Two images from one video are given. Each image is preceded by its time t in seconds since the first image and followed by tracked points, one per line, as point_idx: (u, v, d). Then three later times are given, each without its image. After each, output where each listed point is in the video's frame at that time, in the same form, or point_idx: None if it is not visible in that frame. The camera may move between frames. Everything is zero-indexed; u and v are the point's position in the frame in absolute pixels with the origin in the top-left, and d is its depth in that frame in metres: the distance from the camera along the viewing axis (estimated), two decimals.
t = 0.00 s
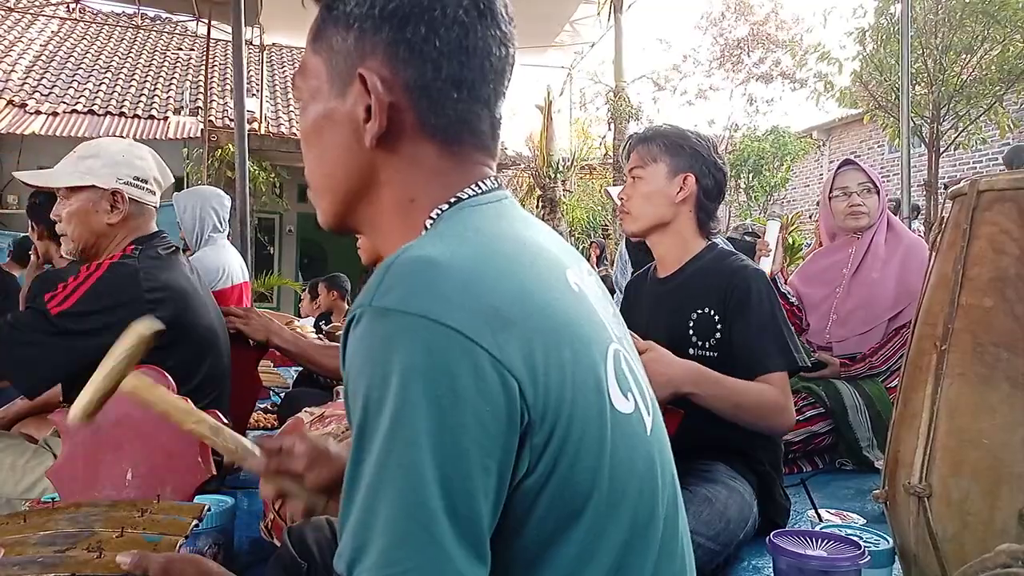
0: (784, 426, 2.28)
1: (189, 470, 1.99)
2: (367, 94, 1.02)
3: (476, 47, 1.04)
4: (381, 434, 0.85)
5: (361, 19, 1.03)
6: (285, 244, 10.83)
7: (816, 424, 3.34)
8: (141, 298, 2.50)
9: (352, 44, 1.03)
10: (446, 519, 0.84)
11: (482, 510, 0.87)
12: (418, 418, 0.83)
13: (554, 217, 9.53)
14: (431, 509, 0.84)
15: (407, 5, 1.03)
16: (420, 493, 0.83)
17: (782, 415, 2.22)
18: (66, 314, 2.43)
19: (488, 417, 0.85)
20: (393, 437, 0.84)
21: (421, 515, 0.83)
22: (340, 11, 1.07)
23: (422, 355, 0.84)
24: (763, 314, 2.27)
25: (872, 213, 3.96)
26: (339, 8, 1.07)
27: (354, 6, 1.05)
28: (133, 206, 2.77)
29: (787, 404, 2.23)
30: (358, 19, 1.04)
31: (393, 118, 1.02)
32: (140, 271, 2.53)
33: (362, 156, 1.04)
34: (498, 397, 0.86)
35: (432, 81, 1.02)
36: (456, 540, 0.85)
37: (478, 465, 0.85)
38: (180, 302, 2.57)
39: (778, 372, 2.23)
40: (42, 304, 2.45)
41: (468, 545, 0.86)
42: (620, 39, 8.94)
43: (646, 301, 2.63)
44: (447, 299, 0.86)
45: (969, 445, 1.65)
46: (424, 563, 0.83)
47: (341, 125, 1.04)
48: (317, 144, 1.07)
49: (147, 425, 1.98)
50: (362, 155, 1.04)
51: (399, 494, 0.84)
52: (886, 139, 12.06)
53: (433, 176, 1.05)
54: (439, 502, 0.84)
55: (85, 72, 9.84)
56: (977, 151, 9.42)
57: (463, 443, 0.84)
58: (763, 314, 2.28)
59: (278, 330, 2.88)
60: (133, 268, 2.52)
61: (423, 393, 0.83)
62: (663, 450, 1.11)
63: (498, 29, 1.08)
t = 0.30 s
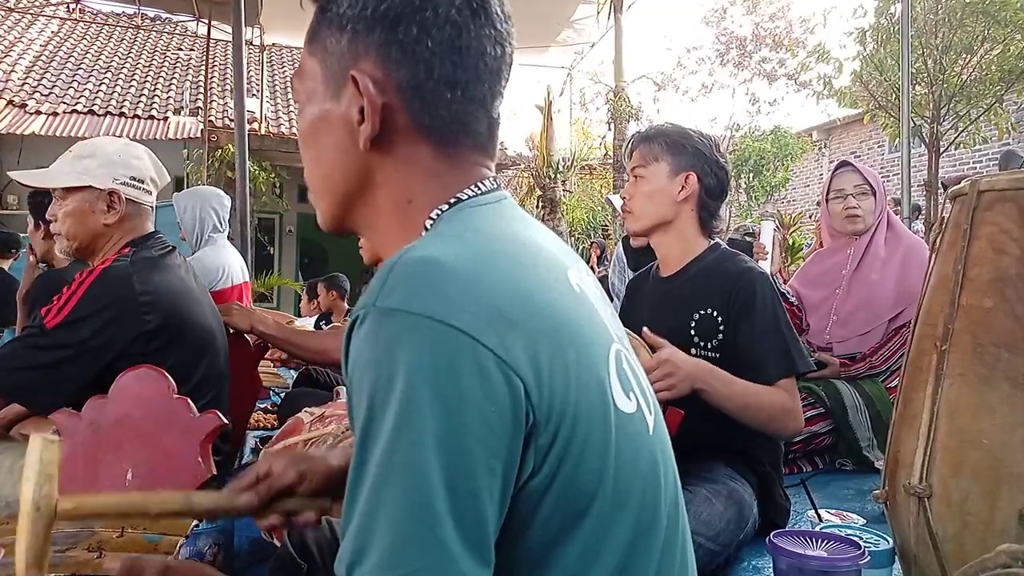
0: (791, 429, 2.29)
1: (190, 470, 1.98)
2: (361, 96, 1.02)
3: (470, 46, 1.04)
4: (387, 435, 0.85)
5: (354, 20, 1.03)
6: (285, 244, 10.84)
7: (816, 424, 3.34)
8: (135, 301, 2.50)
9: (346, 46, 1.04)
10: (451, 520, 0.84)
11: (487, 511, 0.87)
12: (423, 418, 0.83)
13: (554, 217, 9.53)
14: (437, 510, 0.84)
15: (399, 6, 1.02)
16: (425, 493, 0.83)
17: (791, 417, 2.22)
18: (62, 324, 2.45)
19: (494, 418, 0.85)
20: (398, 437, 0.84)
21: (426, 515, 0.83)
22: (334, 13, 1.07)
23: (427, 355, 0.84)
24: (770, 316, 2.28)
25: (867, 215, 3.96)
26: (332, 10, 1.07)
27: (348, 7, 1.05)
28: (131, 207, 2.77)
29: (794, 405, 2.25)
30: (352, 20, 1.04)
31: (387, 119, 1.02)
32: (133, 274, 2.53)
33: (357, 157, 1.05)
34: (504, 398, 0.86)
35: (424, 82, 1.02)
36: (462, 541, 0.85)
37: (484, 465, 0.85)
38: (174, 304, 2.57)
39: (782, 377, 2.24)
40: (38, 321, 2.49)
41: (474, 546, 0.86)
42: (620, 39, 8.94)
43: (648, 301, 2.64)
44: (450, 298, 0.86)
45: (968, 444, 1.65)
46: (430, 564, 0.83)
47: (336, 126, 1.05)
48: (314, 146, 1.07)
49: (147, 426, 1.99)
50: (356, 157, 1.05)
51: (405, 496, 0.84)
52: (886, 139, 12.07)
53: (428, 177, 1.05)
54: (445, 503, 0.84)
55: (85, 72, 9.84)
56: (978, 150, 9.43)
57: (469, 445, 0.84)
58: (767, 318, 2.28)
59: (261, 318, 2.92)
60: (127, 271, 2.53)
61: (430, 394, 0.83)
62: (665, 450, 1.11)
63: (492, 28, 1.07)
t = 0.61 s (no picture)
0: (803, 426, 2.27)
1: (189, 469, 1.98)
2: (362, 93, 1.02)
3: (471, 46, 1.04)
4: (383, 436, 0.85)
5: (355, 18, 1.03)
6: (285, 244, 10.84)
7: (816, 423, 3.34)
8: (137, 301, 2.50)
9: (347, 44, 1.04)
10: (448, 522, 0.85)
11: (484, 512, 0.87)
12: (420, 419, 0.83)
13: (554, 217, 9.53)
14: (433, 511, 0.84)
15: (401, 4, 1.02)
16: (422, 495, 0.83)
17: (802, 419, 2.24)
18: (63, 322, 2.48)
19: (491, 419, 0.85)
20: (395, 438, 0.84)
21: (423, 516, 0.84)
22: (335, 11, 1.07)
23: (423, 356, 0.84)
24: (778, 316, 2.28)
25: (862, 216, 4.01)
26: (334, 6, 1.07)
27: (349, 5, 1.05)
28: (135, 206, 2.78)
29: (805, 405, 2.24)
30: (352, 18, 1.04)
31: (389, 116, 1.02)
32: (135, 276, 2.53)
33: (358, 155, 1.04)
34: (501, 399, 0.86)
35: (426, 80, 1.02)
36: (458, 542, 0.85)
37: (481, 467, 0.85)
38: (176, 304, 2.57)
39: (794, 373, 2.23)
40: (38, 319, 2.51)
41: (470, 547, 0.86)
42: (620, 39, 8.94)
43: (649, 301, 2.64)
44: (447, 299, 0.86)
45: (968, 444, 1.65)
46: (424, 564, 0.84)
47: (336, 124, 1.04)
48: (313, 144, 1.07)
49: (147, 426, 1.97)
50: (357, 155, 1.04)
51: (401, 497, 0.84)
52: (886, 139, 12.07)
53: (428, 175, 1.05)
54: (441, 502, 0.84)
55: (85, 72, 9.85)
56: (978, 150, 9.43)
57: (466, 446, 0.84)
58: (773, 319, 2.28)
59: (255, 326, 2.93)
60: (129, 270, 2.53)
61: (426, 395, 0.83)
62: (663, 450, 1.11)
63: (493, 27, 1.07)
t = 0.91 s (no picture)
0: (802, 425, 2.27)
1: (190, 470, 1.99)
2: (374, 93, 1.02)
3: (482, 47, 1.05)
4: (391, 433, 0.85)
5: (368, 19, 1.03)
6: (285, 244, 10.84)
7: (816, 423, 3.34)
8: (143, 302, 2.49)
9: (359, 44, 1.03)
10: (454, 520, 0.85)
11: (490, 511, 0.87)
12: (427, 417, 0.83)
13: (554, 218, 9.52)
14: (440, 509, 0.84)
15: (413, 6, 1.02)
16: (428, 492, 0.83)
17: (791, 425, 2.24)
18: (65, 318, 2.43)
19: (497, 417, 0.85)
20: (402, 435, 0.84)
21: (429, 513, 0.84)
22: (346, 11, 1.06)
23: (431, 354, 0.84)
24: (770, 316, 2.27)
25: (856, 217, 4.03)
26: (345, 7, 1.06)
27: (361, 6, 1.05)
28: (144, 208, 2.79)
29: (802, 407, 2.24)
30: (365, 19, 1.03)
31: (400, 117, 1.02)
32: (139, 276, 2.51)
33: (366, 155, 1.04)
34: (507, 397, 0.86)
35: (438, 82, 1.02)
36: (464, 540, 0.85)
37: (487, 465, 0.85)
38: (180, 305, 2.57)
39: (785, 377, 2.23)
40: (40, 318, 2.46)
41: (477, 545, 0.87)
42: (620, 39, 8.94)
43: (648, 301, 2.64)
44: (453, 298, 0.86)
45: (968, 444, 1.65)
46: (430, 562, 0.84)
47: (346, 124, 1.04)
48: (321, 144, 1.06)
49: (147, 426, 1.98)
50: (366, 155, 1.04)
51: (408, 495, 0.84)
52: (886, 139, 12.07)
53: (437, 176, 1.05)
54: (447, 499, 0.84)
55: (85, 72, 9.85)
56: (978, 150, 9.42)
57: (472, 444, 0.84)
58: (765, 319, 2.27)
59: (256, 329, 2.93)
60: (133, 271, 2.50)
61: (433, 393, 0.83)
62: (668, 449, 1.11)
63: (503, 31, 1.08)
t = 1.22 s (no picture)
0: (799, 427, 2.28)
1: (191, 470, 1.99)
2: (389, 93, 1.01)
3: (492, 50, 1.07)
4: (397, 427, 0.85)
5: (383, 18, 1.03)
6: (285, 244, 10.84)
7: (816, 423, 3.34)
8: (143, 300, 2.50)
9: (373, 43, 1.03)
10: (459, 514, 0.85)
11: (495, 506, 0.87)
12: (434, 411, 0.83)
13: (554, 218, 9.52)
14: (446, 502, 0.84)
15: (429, 6, 1.03)
16: (434, 485, 0.83)
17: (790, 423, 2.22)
18: (65, 316, 2.48)
19: (504, 411, 0.85)
20: (408, 429, 0.84)
21: (435, 508, 0.84)
22: (359, 9, 1.05)
23: (439, 348, 0.84)
24: (771, 316, 2.27)
25: (854, 217, 4.03)
26: (358, 5, 1.05)
27: (375, 4, 1.04)
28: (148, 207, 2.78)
29: (799, 407, 2.23)
30: (380, 18, 1.03)
31: (414, 117, 1.02)
32: (139, 276, 2.51)
33: (376, 154, 1.04)
34: (514, 391, 0.86)
35: (453, 84, 1.03)
36: (469, 534, 0.85)
37: (493, 459, 0.86)
38: (180, 304, 2.57)
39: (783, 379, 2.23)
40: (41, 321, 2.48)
41: (481, 539, 0.87)
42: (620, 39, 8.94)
43: (650, 300, 2.64)
44: (459, 293, 0.86)
45: (968, 444, 1.65)
46: (435, 555, 0.83)
47: (357, 123, 1.03)
48: (328, 142, 1.05)
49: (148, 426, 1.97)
50: (376, 154, 1.04)
51: (414, 489, 0.84)
52: (885, 139, 12.07)
53: (443, 176, 1.05)
54: (453, 493, 0.84)
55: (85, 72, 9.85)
56: (978, 150, 9.42)
57: (479, 438, 0.84)
58: (766, 318, 2.27)
59: (256, 329, 2.93)
60: (134, 268, 2.52)
61: (441, 386, 0.83)
62: (671, 448, 1.11)
63: (511, 34, 1.10)
